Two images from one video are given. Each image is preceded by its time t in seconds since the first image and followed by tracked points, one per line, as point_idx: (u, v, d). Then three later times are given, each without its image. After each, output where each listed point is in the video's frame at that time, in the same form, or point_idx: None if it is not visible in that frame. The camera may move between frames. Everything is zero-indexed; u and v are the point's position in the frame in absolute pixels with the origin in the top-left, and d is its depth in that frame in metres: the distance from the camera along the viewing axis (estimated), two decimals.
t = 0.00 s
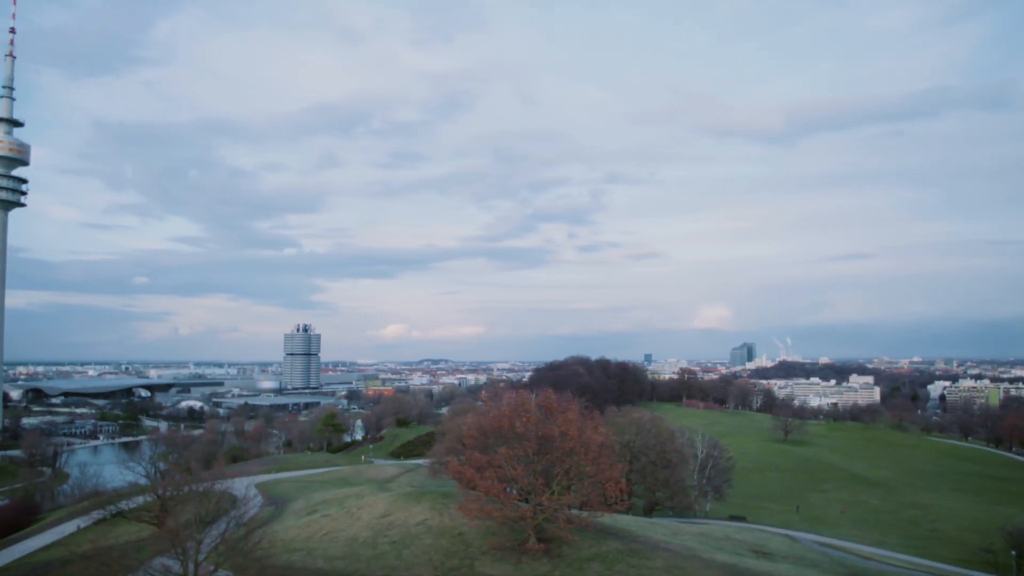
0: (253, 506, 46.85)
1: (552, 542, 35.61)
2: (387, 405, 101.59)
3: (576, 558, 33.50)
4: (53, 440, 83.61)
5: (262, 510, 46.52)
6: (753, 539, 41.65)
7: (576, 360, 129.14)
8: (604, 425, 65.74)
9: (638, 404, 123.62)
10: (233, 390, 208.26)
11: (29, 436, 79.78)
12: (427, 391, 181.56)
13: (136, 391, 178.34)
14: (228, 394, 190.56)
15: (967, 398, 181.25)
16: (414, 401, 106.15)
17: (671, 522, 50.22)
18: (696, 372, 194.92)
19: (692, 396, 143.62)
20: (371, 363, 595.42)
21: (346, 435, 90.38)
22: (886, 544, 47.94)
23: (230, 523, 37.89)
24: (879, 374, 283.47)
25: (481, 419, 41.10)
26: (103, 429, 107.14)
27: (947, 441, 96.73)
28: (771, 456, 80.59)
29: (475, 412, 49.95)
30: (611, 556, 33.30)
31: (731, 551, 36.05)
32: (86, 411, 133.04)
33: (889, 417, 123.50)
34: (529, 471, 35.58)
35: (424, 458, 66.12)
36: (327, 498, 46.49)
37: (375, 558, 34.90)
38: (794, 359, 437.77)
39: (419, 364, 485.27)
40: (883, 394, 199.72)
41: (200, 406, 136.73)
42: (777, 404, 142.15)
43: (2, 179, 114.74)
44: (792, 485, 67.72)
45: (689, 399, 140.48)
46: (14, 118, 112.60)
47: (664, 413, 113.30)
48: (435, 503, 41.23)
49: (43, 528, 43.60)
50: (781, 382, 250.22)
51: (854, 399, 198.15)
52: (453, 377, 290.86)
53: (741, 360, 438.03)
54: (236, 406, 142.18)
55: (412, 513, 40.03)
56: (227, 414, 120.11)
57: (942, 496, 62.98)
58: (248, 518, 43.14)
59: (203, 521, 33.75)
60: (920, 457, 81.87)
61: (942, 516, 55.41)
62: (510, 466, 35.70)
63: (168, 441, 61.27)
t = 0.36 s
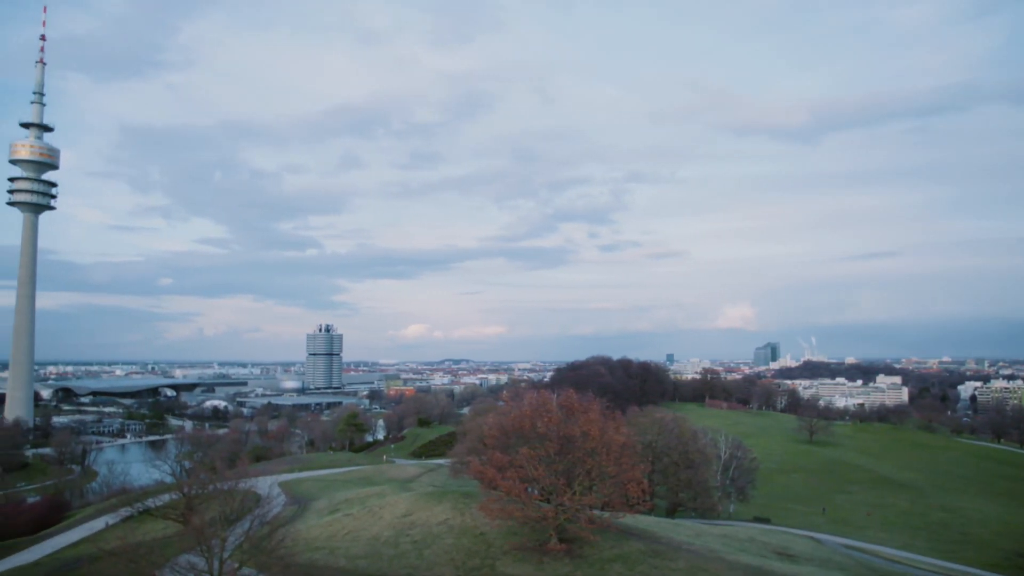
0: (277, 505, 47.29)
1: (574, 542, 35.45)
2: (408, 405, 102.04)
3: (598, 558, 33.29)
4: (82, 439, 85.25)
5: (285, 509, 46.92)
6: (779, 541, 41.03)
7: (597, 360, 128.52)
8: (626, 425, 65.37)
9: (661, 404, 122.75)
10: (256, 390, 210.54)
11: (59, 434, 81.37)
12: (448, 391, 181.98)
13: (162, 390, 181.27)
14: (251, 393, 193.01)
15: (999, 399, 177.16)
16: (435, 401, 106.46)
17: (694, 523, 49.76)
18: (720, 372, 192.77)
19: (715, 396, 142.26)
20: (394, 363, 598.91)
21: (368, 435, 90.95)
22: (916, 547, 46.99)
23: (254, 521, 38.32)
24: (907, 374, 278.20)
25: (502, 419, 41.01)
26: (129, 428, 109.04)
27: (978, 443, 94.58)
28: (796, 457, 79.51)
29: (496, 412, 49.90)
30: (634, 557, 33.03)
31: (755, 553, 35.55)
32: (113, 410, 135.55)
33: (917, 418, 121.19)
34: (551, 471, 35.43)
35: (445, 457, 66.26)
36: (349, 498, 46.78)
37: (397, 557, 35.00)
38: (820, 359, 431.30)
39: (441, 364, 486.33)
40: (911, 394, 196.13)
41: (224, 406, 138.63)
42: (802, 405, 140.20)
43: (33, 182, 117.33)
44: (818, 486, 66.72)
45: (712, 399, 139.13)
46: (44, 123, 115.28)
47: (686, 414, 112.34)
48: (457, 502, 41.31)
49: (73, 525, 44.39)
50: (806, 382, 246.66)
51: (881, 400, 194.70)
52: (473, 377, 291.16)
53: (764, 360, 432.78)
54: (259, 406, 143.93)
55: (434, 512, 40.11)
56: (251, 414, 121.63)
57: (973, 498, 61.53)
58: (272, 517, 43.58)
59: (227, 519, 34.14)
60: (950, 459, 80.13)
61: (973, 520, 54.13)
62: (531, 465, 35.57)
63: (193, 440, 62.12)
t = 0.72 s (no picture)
0: (301, 503, 47.69)
1: (597, 543, 35.21)
2: (431, 405, 102.36)
3: (621, 559, 33.00)
4: (112, 437, 86.97)
5: (309, 507, 47.28)
6: (806, 544, 40.32)
7: (620, 360, 127.68)
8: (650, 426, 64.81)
9: (684, 404, 121.62)
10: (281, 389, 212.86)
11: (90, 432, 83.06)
12: (471, 391, 182.28)
13: (189, 390, 184.20)
14: (276, 393, 195.34)
15: None
16: (457, 401, 106.67)
17: (719, 525, 49.15)
18: (744, 373, 190.53)
19: (740, 396, 140.66)
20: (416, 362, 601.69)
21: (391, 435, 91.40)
22: (949, 551, 45.87)
23: (279, 520, 38.66)
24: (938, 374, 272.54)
25: (525, 419, 40.85)
26: (157, 427, 110.94)
27: (1012, 445, 92.29)
28: (823, 459, 78.18)
29: (518, 412, 49.76)
30: (658, 559, 32.68)
31: (782, 556, 34.95)
32: (142, 410, 138.03)
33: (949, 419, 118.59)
34: (574, 471, 35.19)
35: (467, 457, 66.31)
36: (372, 497, 47.00)
37: (420, 556, 35.05)
38: (847, 359, 424.51)
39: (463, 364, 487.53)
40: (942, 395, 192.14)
41: (249, 405, 140.43)
42: (829, 405, 138.03)
43: (64, 186, 119.98)
44: (845, 489, 65.54)
45: (737, 400, 137.55)
46: (75, 128, 117.82)
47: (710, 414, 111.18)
48: (480, 503, 41.25)
49: (104, 521, 45.23)
50: (833, 382, 242.78)
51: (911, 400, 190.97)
52: (495, 377, 291.31)
53: (790, 360, 427.08)
54: (284, 406, 145.48)
55: (456, 512, 40.11)
56: (275, 413, 123.07)
57: (1008, 502, 59.89)
58: (297, 515, 43.95)
59: (253, 517, 34.50)
60: (984, 461, 78.17)
61: (1009, 524, 52.66)
62: (554, 466, 35.37)
63: (219, 439, 62.99)
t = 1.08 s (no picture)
0: (325, 502, 48.05)
1: (620, 544, 34.90)
2: (454, 405, 102.50)
3: (645, 561, 32.67)
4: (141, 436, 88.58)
5: (334, 506, 47.58)
6: (835, 547, 39.52)
7: (644, 359, 126.67)
8: (674, 426, 64.20)
9: (709, 405, 120.32)
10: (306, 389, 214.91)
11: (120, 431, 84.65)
12: (494, 391, 182.37)
13: (215, 390, 186.86)
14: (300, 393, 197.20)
15: None
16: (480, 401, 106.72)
17: (745, 527, 48.49)
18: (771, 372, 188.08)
19: (766, 397, 138.76)
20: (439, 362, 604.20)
21: (414, 434, 91.76)
22: (983, 556, 44.71)
23: (304, 518, 38.92)
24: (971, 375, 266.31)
25: (548, 419, 40.65)
26: (185, 426, 112.69)
27: None
28: (852, 460, 76.76)
29: (541, 412, 49.56)
30: (682, 560, 32.29)
31: (810, 559, 34.31)
32: (170, 409, 140.36)
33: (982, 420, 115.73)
34: (597, 472, 34.95)
35: (490, 457, 66.26)
36: (395, 496, 47.16)
37: (443, 556, 35.05)
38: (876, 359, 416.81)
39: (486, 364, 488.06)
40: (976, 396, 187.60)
41: (274, 404, 142.06)
42: (858, 406, 135.50)
43: (94, 190, 122.49)
44: (875, 491, 64.25)
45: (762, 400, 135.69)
46: (104, 133, 120.19)
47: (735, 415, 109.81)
48: (502, 503, 41.12)
49: (134, 518, 45.99)
50: (862, 382, 238.39)
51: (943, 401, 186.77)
52: (518, 377, 291.16)
53: (817, 360, 420.72)
54: (309, 405, 146.86)
55: (479, 512, 40.05)
56: (300, 412, 124.33)
57: None
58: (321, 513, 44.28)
59: (278, 516, 34.79)
60: (1019, 464, 76.11)
61: None
62: (577, 466, 35.13)
63: (245, 438, 63.80)
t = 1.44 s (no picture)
0: (348, 500, 48.32)
1: (644, 545, 34.54)
2: (476, 405, 102.49)
3: (669, 562, 32.30)
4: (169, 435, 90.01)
5: (357, 505, 47.84)
6: (864, 550, 38.72)
7: (667, 359, 125.56)
8: (698, 426, 63.48)
9: (733, 405, 118.89)
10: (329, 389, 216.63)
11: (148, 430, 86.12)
12: (516, 391, 182.22)
13: (240, 390, 189.26)
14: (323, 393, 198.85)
15: None
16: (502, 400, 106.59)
17: (771, 529, 47.84)
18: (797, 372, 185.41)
19: (791, 397, 136.71)
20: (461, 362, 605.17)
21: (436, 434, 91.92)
22: (1017, 560, 43.55)
23: (327, 517, 39.15)
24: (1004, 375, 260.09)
25: (570, 419, 40.42)
26: (210, 425, 114.22)
27: None
28: (880, 462, 75.31)
29: (563, 412, 49.35)
30: (706, 562, 31.87)
31: (837, 562, 33.68)
32: (196, 408, 142.30)
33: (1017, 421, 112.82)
34: (620, 472, 34.66)
35: (512, 457, 66.15)
36: (417, 495, 47.26)
37: (465, 556, 34.98)
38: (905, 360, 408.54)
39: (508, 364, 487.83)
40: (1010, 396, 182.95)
41: (298, 404, 143.31)
42: (887, 406, 132.87)
43: (122, 193, 124.81)
44: (905, 493, 62.95)
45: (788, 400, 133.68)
46: (131, 137, 122.40)
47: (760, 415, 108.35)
48: (524, 503, 40.96)
49: (161, 515, 46.68)
50: (891, 381, 233.79)
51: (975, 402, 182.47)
52: (540, 377, 290.66)
53: (844, 359, 413.87)
54: (332, 404, 147.92)
55: (501, 511, 39.94)
56: (323, 412, 125.30)
57: None
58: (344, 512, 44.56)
59: (302, 514, 35.02)
60: None
61: None
62: (600, 466, 34.84)
63: (269, 437, 64.41)
